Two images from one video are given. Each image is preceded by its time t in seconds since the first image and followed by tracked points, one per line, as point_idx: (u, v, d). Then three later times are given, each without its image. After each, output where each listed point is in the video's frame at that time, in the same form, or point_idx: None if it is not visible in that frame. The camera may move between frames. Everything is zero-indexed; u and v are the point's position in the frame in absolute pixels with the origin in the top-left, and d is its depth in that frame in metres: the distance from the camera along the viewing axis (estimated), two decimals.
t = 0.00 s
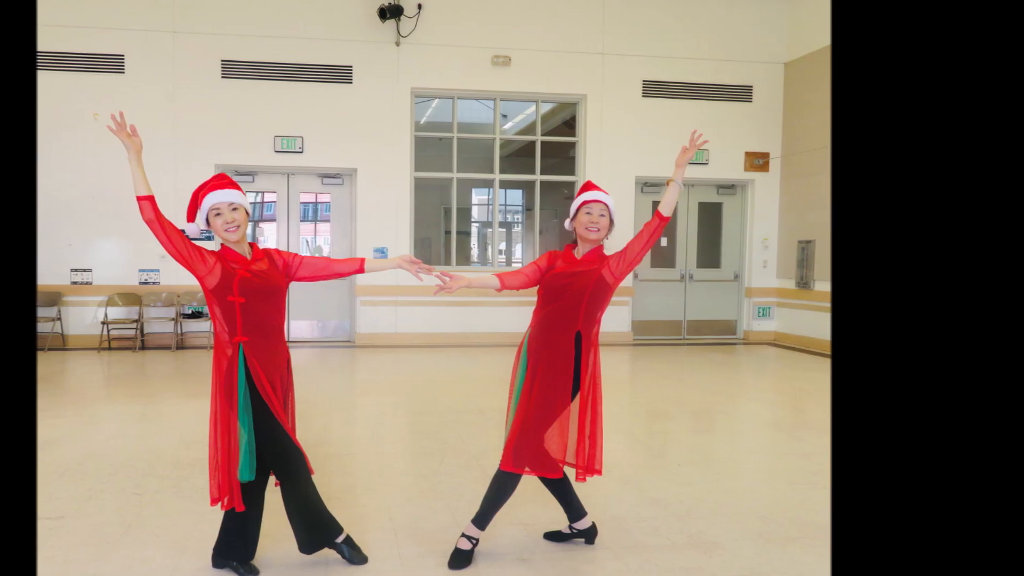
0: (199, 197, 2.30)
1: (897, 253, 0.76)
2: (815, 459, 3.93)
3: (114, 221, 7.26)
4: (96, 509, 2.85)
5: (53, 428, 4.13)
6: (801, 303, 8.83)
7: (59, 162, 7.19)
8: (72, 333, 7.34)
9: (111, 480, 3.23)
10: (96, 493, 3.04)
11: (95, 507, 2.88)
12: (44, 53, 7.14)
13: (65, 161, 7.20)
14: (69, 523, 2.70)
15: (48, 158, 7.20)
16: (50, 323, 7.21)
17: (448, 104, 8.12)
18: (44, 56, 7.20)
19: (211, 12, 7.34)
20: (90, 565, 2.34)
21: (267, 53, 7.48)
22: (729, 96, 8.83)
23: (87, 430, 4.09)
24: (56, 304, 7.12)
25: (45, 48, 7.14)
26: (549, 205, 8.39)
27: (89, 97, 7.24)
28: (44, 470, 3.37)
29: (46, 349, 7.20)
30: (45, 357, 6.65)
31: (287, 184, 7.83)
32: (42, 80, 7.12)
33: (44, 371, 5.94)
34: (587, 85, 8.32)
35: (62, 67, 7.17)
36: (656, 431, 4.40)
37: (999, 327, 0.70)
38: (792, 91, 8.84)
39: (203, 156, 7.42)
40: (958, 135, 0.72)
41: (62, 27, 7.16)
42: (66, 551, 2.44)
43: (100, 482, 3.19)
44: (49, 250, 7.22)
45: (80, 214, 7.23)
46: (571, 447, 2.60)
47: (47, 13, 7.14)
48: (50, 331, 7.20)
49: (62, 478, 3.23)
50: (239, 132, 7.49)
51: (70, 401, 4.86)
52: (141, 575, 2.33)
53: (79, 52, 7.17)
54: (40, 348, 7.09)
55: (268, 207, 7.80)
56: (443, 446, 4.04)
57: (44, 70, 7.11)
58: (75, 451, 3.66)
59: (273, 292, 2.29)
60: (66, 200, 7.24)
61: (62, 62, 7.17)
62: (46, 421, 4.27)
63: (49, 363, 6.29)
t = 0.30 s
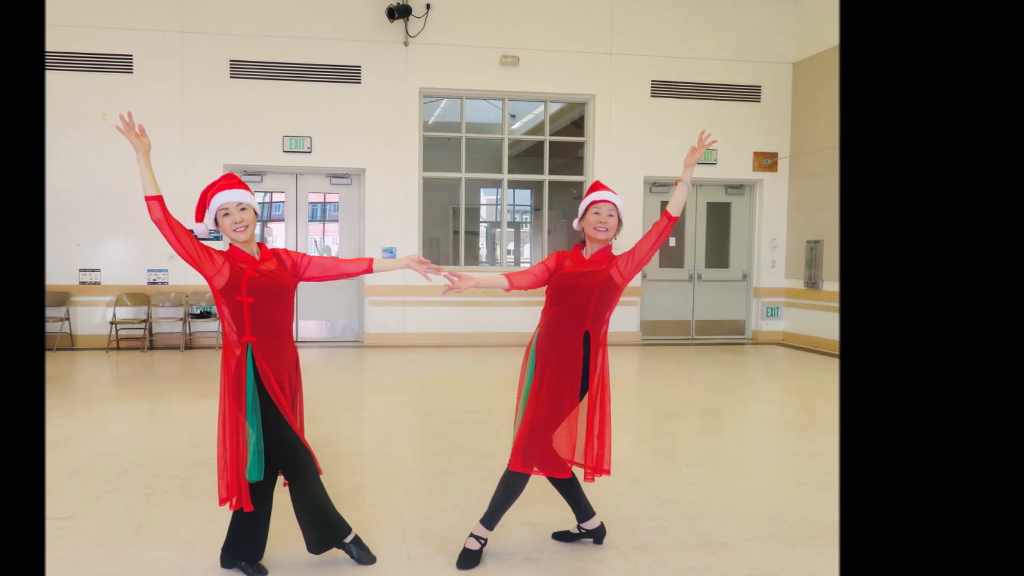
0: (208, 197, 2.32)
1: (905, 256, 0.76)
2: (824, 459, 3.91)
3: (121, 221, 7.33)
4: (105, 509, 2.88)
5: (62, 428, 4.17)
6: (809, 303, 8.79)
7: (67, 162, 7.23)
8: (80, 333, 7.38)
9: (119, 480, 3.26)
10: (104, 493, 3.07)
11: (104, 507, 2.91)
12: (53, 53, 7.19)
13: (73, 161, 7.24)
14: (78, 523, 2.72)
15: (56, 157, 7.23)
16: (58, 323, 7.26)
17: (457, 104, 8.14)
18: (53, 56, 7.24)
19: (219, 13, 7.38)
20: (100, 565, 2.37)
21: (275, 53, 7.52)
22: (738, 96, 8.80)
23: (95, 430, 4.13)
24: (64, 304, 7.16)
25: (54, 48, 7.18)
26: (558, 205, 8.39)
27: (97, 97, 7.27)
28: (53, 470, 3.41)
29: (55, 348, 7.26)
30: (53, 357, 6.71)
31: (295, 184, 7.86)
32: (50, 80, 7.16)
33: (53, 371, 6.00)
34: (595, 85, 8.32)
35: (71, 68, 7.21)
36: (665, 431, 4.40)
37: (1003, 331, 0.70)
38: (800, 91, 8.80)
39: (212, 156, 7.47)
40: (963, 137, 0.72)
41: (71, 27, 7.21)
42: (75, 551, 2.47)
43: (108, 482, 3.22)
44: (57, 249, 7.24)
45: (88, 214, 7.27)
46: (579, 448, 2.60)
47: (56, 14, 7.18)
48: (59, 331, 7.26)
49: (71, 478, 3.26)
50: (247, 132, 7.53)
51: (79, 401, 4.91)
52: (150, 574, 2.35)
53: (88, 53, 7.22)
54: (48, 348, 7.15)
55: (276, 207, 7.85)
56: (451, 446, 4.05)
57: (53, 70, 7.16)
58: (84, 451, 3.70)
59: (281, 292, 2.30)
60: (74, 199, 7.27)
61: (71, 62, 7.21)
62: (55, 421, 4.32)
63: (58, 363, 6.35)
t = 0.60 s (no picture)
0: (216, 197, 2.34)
1: (908, 257, 0.76)
2: (833, 459, 3.89)
3: (128, 221, 7.39)
4: (113, 509, 2.91)
5: (71, 428, 4.22)
6: (818, 303, 8.75)
7: (75, 162, 7.29)
8: (89, 333, 7.46)
9: (128, 480, 3.29)
10: (113, 493, 3.11)
11: (113, 507, 2.94)
12: (62, 53, 7.24)
13: (82, 161, 7.30)
14: (86, 523, 2.75)
15: (64, 158, 7.29)
16: (67, 323, 7.32)
17: (465, 104, 8.15)
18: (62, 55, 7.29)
19: (228, 13, 7.41)
20: (109, 565, 2.39)
21: (284, 53, 7.55)
22: (746, 97, 8.77)
23: (104, 430, 4.18)
24: (73, 303, 7.23)
25: (62, 48, 7.23)
26: (567, 205, 8.40)
27: (106, 98, 7.33)
28: (61, 470, 3.44)
29: (64, 349, 7.33)
30: (62, 357, 6.78)
31: (304, 184, 7.90)
32: (59, 80, 7.21)
33: (62, 371, 6.06)
34: (604, 85, 8.32)
35: (79, 67, 7.25)
36: (673, 431, 4.39)
37: (1005, 332, 0.70)
38: (809, 91, 8.77)
39: (221, 157, 7.51)
40: (966, 137, 0.72)
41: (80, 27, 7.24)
42: (83, 551, 2.49)
43: (117, 482, 3.26)
44: (66, 249, 7.31)
45: (97, 214, 7.34)
46: (588, 448, 2.60)
47: (64, 14, 7.22)
48: (68, 331, 7.33)
49: (80, 478, 3.29)
50: (256, 132, 7.57)
51: (88, 401, 4.96)
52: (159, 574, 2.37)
53: (96, 53, 7.26)
54: (57, 348, 7.22)
55: (285, 207, 7.88)
56: (460, 446, 4.06)
57: (62, 70, 7.20)
58: (93, 451, 3.74)
59: (290, 292, 2.32)
60: (82, 199, 7.33)
61: (79, 62, 7.25)
62: (63, 420, 4.37)
63: (67, 363, 6.42)
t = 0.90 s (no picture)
0: (225, 197, 2.35)
1: (914, 256, 0.77)
2: (842, 460, 3.88)
3: (136, 221, 7.44)
4: (122, 510, 2.94)
5: (79, 428, 4.25)
6: (826, 303, 8.71)
7: (83, 162, 7.34)
8: (97, 333, 7.51)
9: (136, 480, 3.33)
10: (121, 493, 3.13)
11: (121, 507, 2.97)
12: (70, 53, 7.28)
13: (90, 161, 7.35)
14: (95, 523, 2.78)
15: (73, 157, 7.33)
16: (75, 323, 7.38)
17: (474, 104, 8.16)
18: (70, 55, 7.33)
19: (237, 14, 7.45)
20: (118, 565, 2.41)
21: (292, 53, 7.58)
22: (755, 97, 8.74)
23: (112, 430, 4.22)
24: (81, 303, 7.29)
25: (71, 48, 7.27)
26: (575, 205, 8.41)
27: (114, 97, 7.36)
28: (70, 470, 3.48)
29: (72, 348, 7.38)
30: (71, 357, 6.84)
31: (312, 184, 7.93)
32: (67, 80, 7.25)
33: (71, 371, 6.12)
34: (613, 85, 8.31)
35: (87, 67, 7.30)
36: (682, 431, 4.38)
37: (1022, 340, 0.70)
38: (818, 91, 8.73)
39: (229, 157, 7.55)
40: (969, 136, 0.73)
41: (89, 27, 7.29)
42: (92, 551, 2.52)
43: (125, 482, 3.29)
44: (74, 249, 7.36)
45: (105, 215, 7.39)
46: (596, 447, 2.60)
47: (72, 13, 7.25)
48: (76, 330, 7.38)
49: (88, 478, 3.33)
50: (264, 132, 7.61)
51: (97, 401, 5.01)
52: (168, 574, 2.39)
53: (105, 53, 7.31)
54: (66, 348, 7.28)
55: (293, 207, 7.92)
56: (469, 447, 4.07)
57: (71, 70, 7.25)
58: (101, 451, 3.78)
59: (299, 292, 2.34)
60: (90, 199, 7.38)
61: (88, 62, 7.30)
62: (72, 421, 4.41)
63: (75, 363, 6.48)
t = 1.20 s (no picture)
0: (234, 197, 2.37)
1: (923, 257, 0.77)
2: (851, 460, 3.86)
3: (145, 221, 7.49)
4: (130, 509, 2.97)
5: (88, 428, 4.30)
6: (834, 303, 8.67)
7: (91, 162, 7.39)
8: (106, 333, 7.57)
9: (144, 480, 3.36)
10: (129, 493, 3.17)
11: (129, 507, 3.00)
12: (79, 53, 7.33)
13: (98, 162, 7.40)
14: (103, 523, 2.81)
15: (82, 158, 7.39)
16: (84, 323, 7.44)
17: (482, 104, 8.18)
18: (79, 55, 7.38)
19: (246, 14, 7.49)
20: (127, 565, 2.44)
21: (301, 53, 7.61)
22: (763, 97, 8.71)
23: (121, 430, 4.26)
24: (90, 303, 7.35)
25: (80, 48, 7.32)
26: (584, 206, 8.41)
27: (123, 97, 7.41)
28: (79, 470, 3.52)
29: (81, 348, 7.44)
30: (79, 357, 6.91)
31: (321, 184, 7.96)
32: (76, 80, 7.30)
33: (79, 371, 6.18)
34: (621, 85, 8.30)
35: (96, 67, 7.34)
36: (690, 431, 4.37)
37: None
38: (826, 91, 8.69)
39: (238, 157, 7.58)
40: (975, 137, 0.73)
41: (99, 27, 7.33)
42: (100, 551, 2.54)
43: (133, 482, 3.32)
44: (83, 249, 7.43)
45: (114, 215, 7.44)
46: (605, 448, 2.60)
47: (81, 13, 7.29)
48: (85, 331, 7.45)
49: (97, 478, 3.36)
50: (274, 132, 7.65)
51: (105, 401, 5.06)
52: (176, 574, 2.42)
53: (113, 52, 7.34)
54: (75, 348, 7.34)
55: (302, 207, 7.95)
56: (477, 446, 4.08)
57: (78, 70, 7.29)
58: (110, 451, 3.82)
59: (307, 292, 2.36)
60: (99, 199, 7.43)
61: (97, 62, 7.34)
62: (81, 420, 4.46)
63: (84, 363, 6.54)
